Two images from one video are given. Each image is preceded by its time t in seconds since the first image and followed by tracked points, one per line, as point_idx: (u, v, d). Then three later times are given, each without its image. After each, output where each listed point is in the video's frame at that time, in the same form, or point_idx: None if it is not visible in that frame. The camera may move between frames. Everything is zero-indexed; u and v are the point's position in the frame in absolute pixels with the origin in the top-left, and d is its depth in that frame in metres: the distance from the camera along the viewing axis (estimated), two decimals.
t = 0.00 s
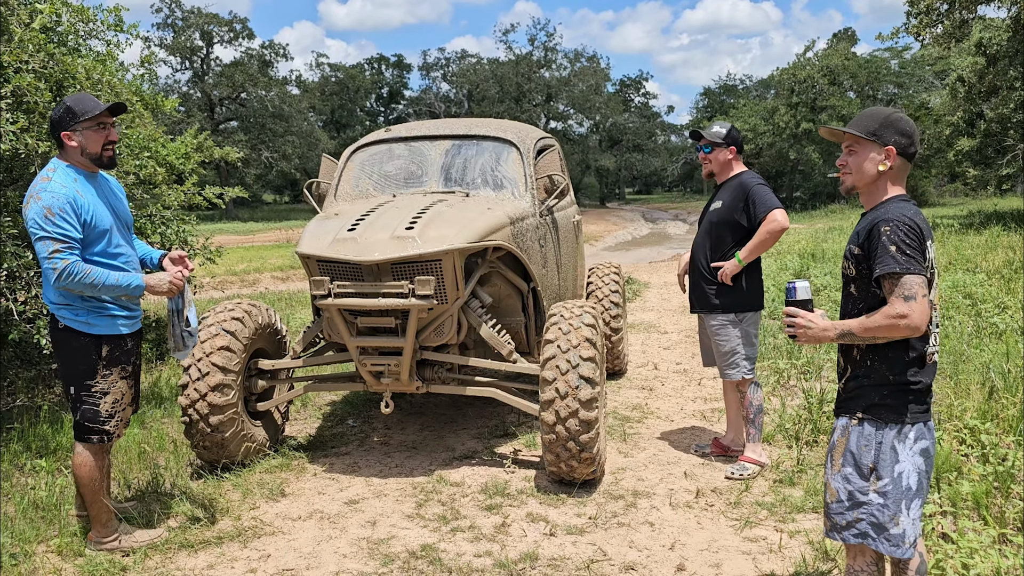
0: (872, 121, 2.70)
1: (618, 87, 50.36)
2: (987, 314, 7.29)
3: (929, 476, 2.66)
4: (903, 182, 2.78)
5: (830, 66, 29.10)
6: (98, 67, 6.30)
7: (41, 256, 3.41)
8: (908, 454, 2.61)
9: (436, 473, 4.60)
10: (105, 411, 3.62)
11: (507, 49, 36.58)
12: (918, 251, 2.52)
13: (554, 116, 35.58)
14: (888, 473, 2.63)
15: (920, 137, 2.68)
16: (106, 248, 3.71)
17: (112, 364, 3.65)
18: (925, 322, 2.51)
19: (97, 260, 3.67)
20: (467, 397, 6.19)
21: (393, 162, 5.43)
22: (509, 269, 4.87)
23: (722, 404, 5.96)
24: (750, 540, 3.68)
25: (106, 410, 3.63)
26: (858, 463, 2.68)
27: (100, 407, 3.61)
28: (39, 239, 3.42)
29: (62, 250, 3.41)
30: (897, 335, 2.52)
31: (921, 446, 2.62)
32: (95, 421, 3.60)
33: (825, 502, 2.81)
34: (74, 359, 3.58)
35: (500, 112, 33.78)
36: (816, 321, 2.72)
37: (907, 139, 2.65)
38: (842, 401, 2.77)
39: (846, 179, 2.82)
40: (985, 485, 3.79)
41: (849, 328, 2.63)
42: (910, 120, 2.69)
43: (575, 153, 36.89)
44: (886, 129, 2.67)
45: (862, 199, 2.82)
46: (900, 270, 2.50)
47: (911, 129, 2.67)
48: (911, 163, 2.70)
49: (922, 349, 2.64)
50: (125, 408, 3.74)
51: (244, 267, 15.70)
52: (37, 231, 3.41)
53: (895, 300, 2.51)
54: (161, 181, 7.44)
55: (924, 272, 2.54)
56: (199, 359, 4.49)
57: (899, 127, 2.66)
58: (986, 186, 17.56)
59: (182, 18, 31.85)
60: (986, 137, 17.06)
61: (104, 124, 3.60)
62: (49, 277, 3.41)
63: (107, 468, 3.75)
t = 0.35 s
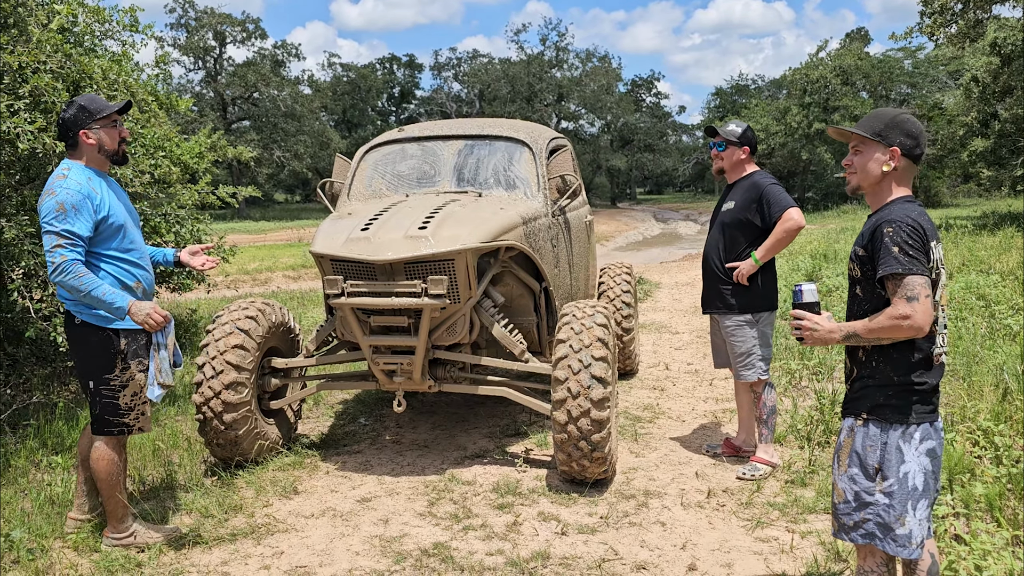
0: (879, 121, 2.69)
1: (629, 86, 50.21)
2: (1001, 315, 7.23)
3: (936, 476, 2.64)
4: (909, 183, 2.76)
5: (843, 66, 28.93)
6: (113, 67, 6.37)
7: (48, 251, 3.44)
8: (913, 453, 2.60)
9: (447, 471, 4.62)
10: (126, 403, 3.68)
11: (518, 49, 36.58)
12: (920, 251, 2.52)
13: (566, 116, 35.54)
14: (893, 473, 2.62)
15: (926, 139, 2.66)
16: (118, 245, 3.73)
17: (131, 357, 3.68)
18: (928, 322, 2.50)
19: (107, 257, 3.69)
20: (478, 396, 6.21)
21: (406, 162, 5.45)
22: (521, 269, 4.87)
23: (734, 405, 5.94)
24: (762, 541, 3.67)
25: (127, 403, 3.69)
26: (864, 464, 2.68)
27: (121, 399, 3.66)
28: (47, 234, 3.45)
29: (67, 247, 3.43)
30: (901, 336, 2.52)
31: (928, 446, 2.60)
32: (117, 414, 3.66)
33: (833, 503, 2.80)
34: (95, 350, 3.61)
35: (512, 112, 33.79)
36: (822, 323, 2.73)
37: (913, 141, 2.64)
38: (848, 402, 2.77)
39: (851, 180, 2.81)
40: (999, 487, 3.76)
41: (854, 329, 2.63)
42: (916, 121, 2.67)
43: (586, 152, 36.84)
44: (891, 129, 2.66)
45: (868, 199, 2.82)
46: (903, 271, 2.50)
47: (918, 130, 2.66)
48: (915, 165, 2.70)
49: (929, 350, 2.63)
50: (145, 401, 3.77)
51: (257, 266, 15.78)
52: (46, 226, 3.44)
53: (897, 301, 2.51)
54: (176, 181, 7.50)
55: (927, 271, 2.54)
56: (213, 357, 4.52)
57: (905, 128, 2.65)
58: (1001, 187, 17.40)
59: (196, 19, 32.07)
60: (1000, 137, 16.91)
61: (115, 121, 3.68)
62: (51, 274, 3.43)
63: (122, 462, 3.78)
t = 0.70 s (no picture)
0: (883, 121, 2.70)
1: (638, 86, 50.15)
2: (1011, 317, 7.20)
3: (941, 476, 2.62)
4: (916, 183, 2.75)
5: (854, 67, 28.78)
6: (126, 66, 6.42)
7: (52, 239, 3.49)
8: (917, 453, 2.60)
9: (456, 469, 4.64)
10: (114, 394, 3.69)
11: (527, 49, 36.58)
12: (922, 252, 2.53)
13: (575, 116, 35.50)
14: (897, 471, 2.62)
15: (932, 139, 2.64)
16: (120, 238, 3.76)
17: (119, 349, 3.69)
18: (930, 323, 2.50)
19: (110, 248, 3.72)
20: (486, 395, 6.23)
21: (416, 162, 5.47)
22: (530, 269, 4.89)
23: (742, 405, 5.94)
24: (770, 540, 3.68)
25: (115, 394, 3.70)
26: (868, 463, 2.69)
27: (109, 390, 3.68)
28: (51, 224, 3.49)
29: (70, 238, 3.48)
30: (903, 337, 2.53)
31: (931, 446, 2.60)
32: (105, 403, 3.68)
33: (839, 502, 2.81)
34: (85, 343, 3.66)
35: (520, 112, 33.79)
36: (826, 323, 2.71)
37: (916, 141, 2.63)
38: (854, 401, 2.78)
39: (857, 179, 2.83)
40: (1009, 488, 3.74)
41: (858, 329, 2.64)
42: (923, 121, 2.65)
43: (594, 153, 36.80)
44: (895, 130, 2.66)
45: (874, 198, 2.82)
46: (904, 272, 2.51)
47: (923, 130, 2.64)
48: (920, 165, 2.68)
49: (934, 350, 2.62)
50: (135, 392, 3.80)
51: (266, 265, 15.84)
52: (52, 216, 3.48)
53: (899, 301, 2.52)
54: (187, 179, 7.55)
55: (930, 272, 2.54)
56: (223, 354, 4.56)
57: (910, 128, 2.64)
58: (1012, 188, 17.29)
59: (206, 18, 32.22)
60: (1012, 138, 16.79)
61: (121, 118, 3.73)
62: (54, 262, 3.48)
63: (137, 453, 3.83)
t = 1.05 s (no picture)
0: (881, 125, 2.74)
1: (646, 87, 50.07)
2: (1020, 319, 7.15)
3: (943, 476, 2.60)
4: (923, 183, 2.69)
5: (862, 67, 28.64)
6: (135, 65, 6.46)
7: (52, 230, 3.49)
8: (917, 452, 2.59)
9: (461, 468, 4.65)
10: (111, 382, 3.67)
11: (534, 49, 36.56)
12: (919, 253, 2.53)
13: (582, 116, 35.45)
14: (897, 469, 2.62)
15: (923, 140, 2.60)
16: (119, 236, 3.79)
17: (116, 339, 3.74)
18: (922, 325, 2.49)
19: (110, 245, 3.74)
20: (491, 394, 6.24)
21: (424, 161, 5.48)
22: (536, 268, 4.88)
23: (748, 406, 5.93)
24: (775, 541, 3.67)
25: (111, 381, 3.67)
26: (868, 461, 2.70)
27: (105, 378, 3.66)
28: (53, 215, 3.50)
29: (72, 229, 3.49)
30: (897, 337, 2.53)
31: (933, 446, 2.58)
32: (103, 394, 3.66)
33: (842, 499, 2.82)
34: (78, 336, 3.67)
35: (528, 112, 33.79)
36: (828, 322, 2.74)
37: (903, 143, 2.63)
38: (858, 400, 2.78)
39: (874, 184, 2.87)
40: (1016, 490, 3.72)
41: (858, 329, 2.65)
42: (916, 122, 2.63)
43: (601, 153, 36.76)
44: (887, 133, 2.69)
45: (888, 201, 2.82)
46: (898, 273, 2.52)
47: (914, 131, 2.61)
48: (915, 166, 2.65)
49: (939, 350, 2.61)
50: (132, 382, 3.76)
51: (273, 263, 15.88)
52: (54, 206, 3.49)
53: (892, 302, 2.53)
54: (195, 178, 7.59)
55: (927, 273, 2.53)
56: (230, 352, 4.58)
57: (899, 130, 2.64)
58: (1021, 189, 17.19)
59: (215, 18, 32.35)
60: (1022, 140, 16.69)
61: (125, 118, 3.76)
62: (53, 253, 3.48)
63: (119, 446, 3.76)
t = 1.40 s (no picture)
0: (895, 129, 2.73)
1: (653, 87, 49.99)
2: None
3: (943, 476, 2.57)
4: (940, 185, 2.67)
5: (870, 68, 28.52)
6: (144, 65, 6.49)
7: (61, 237, 3.51)
8: (912, 446, 2.60)
9: (467, 468, 4.66)
10: (90, 397, 3.66)
11: (541, 49, 36.55)
12: (915, 254, 2.56)
13: (589, 116, 35.40)
14: (888, 462, 2.64)
15: (936, 143, 2.59)
16: (123, 238, 3.81)
17: (101, 352, 3.72)
18: (913, 324, 2.53)
19: (114, 248, 3.77)
20: (498, 394, 6.24)
21: (430, 161, 5.49)
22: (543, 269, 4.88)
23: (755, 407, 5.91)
24: (780, 542, 3.66)
25: (91, 397, 3.66)
26: (862, 451, 2.74)
27: (87, 392, 3.66)
28: (61, 222, 3.52)
29: (82, 235, 3.52)
30: (890, 336, 2.58)
31: (929, 442, 2.58)
32: (81, 406, 3.64)
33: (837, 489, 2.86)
34: (70, 343, 3.66)
35: (534, 112, 33.77)
36: (837, 320, 2.77)
37: (915, 147, 2.62)
38: (867, 393, 2.81)
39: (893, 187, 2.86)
40: None
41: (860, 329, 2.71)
42: (929, 125, 2.61)
43: (608, 153, 36.70)
44: (900, 137, 2.68)
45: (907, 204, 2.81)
46: (890, 274, 2.57)
47: (927, 134, 2.60)
48: (929, 169, 2.64)
49: (945, 351, 2.60)
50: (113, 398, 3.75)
51: (280, 263, 15.91)
52: (63, 213, 3.51)
53: (885, 303, 2.59)
54: (203, 177, 7.61)
55: (923, 275, 2.57)
56: (237, 351, 4.60)
57: (912, 134, 2.64)
58: None
59: (222, 18, 32.46)
60: None
61: (125, 119, 3.77)
62: (64, 259, 3.50)
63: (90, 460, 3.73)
